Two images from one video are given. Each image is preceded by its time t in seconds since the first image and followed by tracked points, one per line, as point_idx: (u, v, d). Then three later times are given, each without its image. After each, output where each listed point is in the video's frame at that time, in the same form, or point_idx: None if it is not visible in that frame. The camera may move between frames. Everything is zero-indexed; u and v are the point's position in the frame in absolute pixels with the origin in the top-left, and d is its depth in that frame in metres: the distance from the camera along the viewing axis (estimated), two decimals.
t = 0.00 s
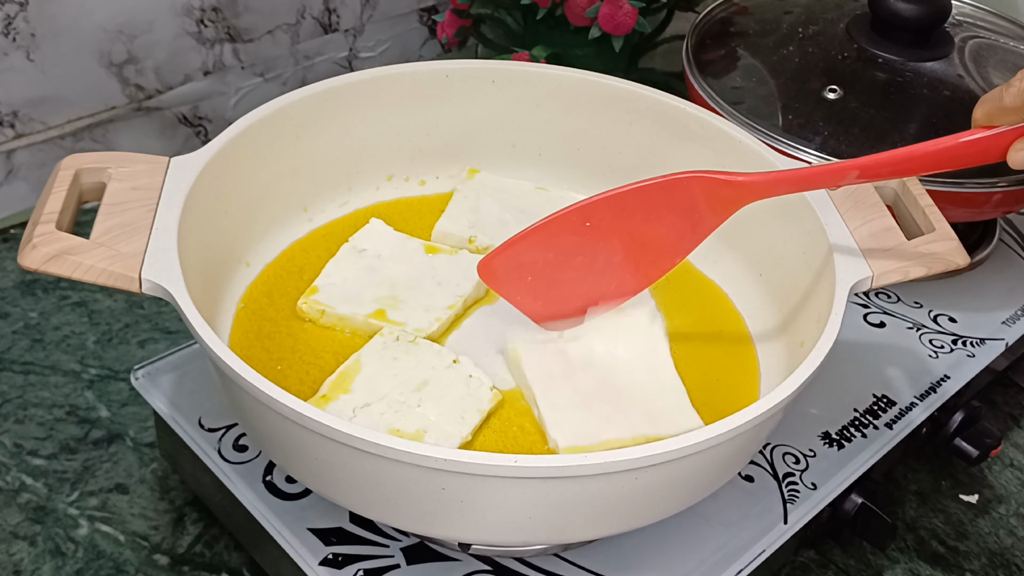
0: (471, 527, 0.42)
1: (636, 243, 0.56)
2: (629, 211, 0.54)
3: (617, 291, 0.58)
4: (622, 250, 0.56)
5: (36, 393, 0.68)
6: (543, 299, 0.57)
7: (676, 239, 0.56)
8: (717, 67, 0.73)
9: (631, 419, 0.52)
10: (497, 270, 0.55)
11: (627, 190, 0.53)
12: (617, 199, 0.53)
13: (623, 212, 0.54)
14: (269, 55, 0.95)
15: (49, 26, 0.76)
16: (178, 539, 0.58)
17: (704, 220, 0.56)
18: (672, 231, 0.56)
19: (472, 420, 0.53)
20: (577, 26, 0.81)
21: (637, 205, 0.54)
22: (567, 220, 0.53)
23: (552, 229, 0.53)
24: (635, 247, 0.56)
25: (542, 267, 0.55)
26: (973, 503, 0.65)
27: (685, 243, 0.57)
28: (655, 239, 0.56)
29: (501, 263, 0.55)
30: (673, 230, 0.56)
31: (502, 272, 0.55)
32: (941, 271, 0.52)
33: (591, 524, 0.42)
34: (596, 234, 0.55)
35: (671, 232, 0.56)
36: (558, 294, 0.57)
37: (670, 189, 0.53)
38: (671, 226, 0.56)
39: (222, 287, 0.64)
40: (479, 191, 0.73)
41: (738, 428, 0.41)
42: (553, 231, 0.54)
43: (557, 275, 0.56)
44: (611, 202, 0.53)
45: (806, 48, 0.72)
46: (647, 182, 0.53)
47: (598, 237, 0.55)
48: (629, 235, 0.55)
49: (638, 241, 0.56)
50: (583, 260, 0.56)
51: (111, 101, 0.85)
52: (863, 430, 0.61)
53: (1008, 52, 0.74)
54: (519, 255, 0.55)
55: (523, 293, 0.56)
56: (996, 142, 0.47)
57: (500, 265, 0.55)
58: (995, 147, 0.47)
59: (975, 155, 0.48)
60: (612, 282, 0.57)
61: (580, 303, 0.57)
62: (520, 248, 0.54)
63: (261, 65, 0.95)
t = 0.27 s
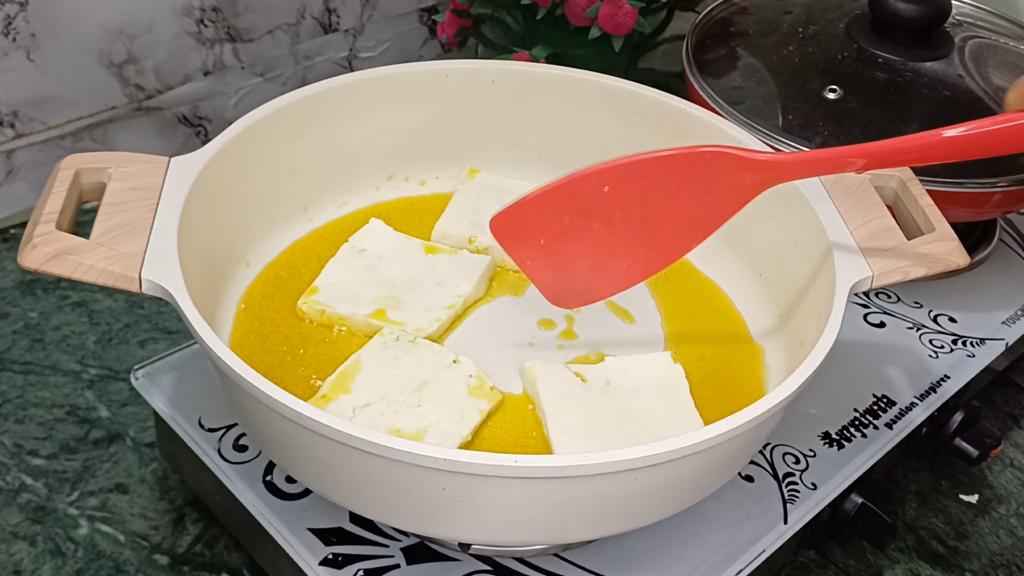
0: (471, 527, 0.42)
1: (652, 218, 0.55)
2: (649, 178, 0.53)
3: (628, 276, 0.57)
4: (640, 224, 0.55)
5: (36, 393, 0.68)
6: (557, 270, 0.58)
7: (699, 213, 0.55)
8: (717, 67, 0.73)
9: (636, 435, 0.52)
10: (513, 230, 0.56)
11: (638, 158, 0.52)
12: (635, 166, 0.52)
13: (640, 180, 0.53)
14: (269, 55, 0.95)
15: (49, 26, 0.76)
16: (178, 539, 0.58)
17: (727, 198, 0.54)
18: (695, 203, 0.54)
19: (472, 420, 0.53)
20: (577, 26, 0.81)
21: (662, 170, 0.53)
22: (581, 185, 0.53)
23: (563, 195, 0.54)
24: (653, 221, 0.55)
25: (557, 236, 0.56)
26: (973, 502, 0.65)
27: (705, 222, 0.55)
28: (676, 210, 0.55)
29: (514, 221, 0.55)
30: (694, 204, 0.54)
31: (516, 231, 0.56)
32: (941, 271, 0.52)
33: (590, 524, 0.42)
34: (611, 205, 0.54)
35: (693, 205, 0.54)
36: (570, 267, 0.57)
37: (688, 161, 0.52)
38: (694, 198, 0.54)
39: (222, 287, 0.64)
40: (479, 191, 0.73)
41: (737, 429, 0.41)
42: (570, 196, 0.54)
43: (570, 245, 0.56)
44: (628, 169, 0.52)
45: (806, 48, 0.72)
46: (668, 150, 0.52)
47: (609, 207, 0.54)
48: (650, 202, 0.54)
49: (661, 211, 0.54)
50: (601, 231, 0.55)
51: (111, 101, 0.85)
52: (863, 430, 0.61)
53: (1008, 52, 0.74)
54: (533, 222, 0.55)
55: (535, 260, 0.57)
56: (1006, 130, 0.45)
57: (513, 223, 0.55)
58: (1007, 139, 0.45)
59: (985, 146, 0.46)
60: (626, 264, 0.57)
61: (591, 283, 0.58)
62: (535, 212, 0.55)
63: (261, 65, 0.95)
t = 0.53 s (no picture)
0: (471, 527, 0.42)
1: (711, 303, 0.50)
2: (702, 285, 0.50)
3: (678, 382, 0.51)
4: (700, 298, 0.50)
5: (36, 393, 0.68)
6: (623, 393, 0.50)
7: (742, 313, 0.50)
8: (717, 67, 0.73)
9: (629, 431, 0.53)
10: (574, 357, 0.50)
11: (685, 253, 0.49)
12: (686, 263, 0.49)
13: (696, 280, 0.49)
14: (269, 55, 0.95)
15: (49, 26, 0.76)
16: (178, 539, 0.58)
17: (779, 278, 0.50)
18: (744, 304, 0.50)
19: (472, 419, 0.53)
20: (577, 26, 0.81)
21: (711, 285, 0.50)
22: (636, 293, 0.49)
23: (617, 305, 0.49)
24: (711, 320, 0.50)
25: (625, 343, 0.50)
26: (973, 502, 0.65)
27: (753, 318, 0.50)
28: (734, 322, 0.51)
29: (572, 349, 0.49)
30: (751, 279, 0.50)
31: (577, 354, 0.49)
32: (940, 271, 0.52)
33: (591, 524, 0.42)
34: (669, 324, 0.50)
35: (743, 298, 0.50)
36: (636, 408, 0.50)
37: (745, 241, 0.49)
38: (751, 283, 0.50)
39: (222, 287, 0.64)
40: (479, 191, 0.73)
41: (737, 429, 0.41)
42: (625, 338, 0.50)
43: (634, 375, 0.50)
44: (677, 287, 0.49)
45: (806, 48, 0.72)
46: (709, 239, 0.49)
47: (666, 315, 0.50)
48: (709, 275, 0.49)
49: (715, 279, 0.50)
50: (662, 324, 0.50)
51: (111, 101, 0.85)
52: (863, 430, 0.61)
53: (1008, 52, 0.74)
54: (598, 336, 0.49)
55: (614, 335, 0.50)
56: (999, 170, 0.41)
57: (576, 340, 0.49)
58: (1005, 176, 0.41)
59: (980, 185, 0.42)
60: (664, 387, 0.51)
61: (649, 363, 0.50)
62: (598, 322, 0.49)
63: (261, 65, 0.95)
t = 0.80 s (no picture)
0: (471, 527, 0.42)
1: (605, 352, 0.54)
2: (612, 325, 0.54)
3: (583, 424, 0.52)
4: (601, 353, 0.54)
5: (36, 393, 0.68)
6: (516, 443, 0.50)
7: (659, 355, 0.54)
8: (717, 67, 0.73)
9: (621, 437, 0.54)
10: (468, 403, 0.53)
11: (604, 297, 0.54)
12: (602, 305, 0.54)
13: (608, 325, 0.54)
14: (269, 55, 0.95)
15: (49, 26, 0.76)
16: (178, 538, 0.58)
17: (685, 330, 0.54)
18: (652, 349, 0.54)
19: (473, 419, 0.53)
20: (577, 26, 0.81)
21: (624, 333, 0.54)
22: (537, 342, 0.53)
23: (518, 350, 0.53)
24: (612, 369, 0.54)
25: (522, 398, 0.53)
26: (973, 502, 0.65)
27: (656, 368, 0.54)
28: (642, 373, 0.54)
29: (471, 397, 0.53)
30: (654, 332, 0.54)
31: (474, 400, 0.53)
32: (940, 271, 0.52)
33: (590, 524, 0.42)
34: (569, 372, 0.53)
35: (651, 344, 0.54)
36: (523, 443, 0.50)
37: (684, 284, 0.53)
38: (655, 334, 0.54)
39: (221, 287, 0.64)
40: (479, 191, 0.73)
41: (738, 429, 0.41)
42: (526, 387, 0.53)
43: (531, 425, 0.51)
44: (590, 323, 0.54)
45: (806, 48, 0.72)
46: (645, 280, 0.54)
47: (567, 363, 0.54)
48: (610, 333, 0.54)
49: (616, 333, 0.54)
50: (563, 383, 0.53)
51: (111, 101, 0.85)
52: (863, 430, 0.61)
53: (1008, 52, 0.74)
54: (494, 386, 0.53)
55: (497, 395, 0.53)
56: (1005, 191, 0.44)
57: (472, 390, 0.53)
58: (994, 210, 0.44)
59: (972, 217, 0.45)
60: (567, 440, 0.51)
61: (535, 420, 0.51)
62: (493, 375, 0.53)
63: (261, 65, 0.95)
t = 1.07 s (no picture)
0: (471, 527, 0.42)
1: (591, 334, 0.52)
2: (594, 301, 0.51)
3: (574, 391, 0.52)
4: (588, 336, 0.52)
5: (36, 393, 0.68)
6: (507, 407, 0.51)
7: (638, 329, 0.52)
8: (717, 67, 0.73)
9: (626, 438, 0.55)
10: (456, 353, 0.51)
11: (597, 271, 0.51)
12: (602, 277, 0.51)
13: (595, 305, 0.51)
14: (269, 55, 0.95)
15: (49, 26, 0.76)
16: (178, 538, 0.58)
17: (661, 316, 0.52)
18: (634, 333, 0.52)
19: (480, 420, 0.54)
20: (577, 26, 0.81)
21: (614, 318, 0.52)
22: (516, 310, 0.51)
23: (503, 317, 0.51)
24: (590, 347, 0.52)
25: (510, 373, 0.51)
26: (973, 502, 0.65)
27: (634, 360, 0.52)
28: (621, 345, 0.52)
29: (462, 347, 0.51)
30: (635, 314, 0.52)
31: (462, 355, 0.51)
32: (941, 271, 0.52)
33: (591, 524, 0.43)
34: (553, 345, 0.51)
35: (633, 325, 0.52)
36: (514, 412, 0.51)
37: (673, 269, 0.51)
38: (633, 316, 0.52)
39: (221, 286, 0.64)
40: (479, 191, 0.73)
41: (738, 429, 0.41)
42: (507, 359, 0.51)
43: (512, 389, 0.51)
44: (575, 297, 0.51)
45: (806, 48, 0.72)
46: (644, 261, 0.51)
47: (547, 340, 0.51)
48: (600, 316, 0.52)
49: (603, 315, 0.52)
50: (546, 355, 0.51)
51: (111, 101, 0.85)
52: (863, 430, 0.61)
53: (1008, 52, 0.74)
54: (472, 347, 0.51)
55: (488, 366, 0.51)
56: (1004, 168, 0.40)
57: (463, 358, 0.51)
58: (967, 203, 0.41)
59: (939, 210, 0.42)
60: (560, 422, 0.52)
61: (521, 382, 0.51)
62: (478, 337, 0.51)
63: (261, 64, 0.95)
